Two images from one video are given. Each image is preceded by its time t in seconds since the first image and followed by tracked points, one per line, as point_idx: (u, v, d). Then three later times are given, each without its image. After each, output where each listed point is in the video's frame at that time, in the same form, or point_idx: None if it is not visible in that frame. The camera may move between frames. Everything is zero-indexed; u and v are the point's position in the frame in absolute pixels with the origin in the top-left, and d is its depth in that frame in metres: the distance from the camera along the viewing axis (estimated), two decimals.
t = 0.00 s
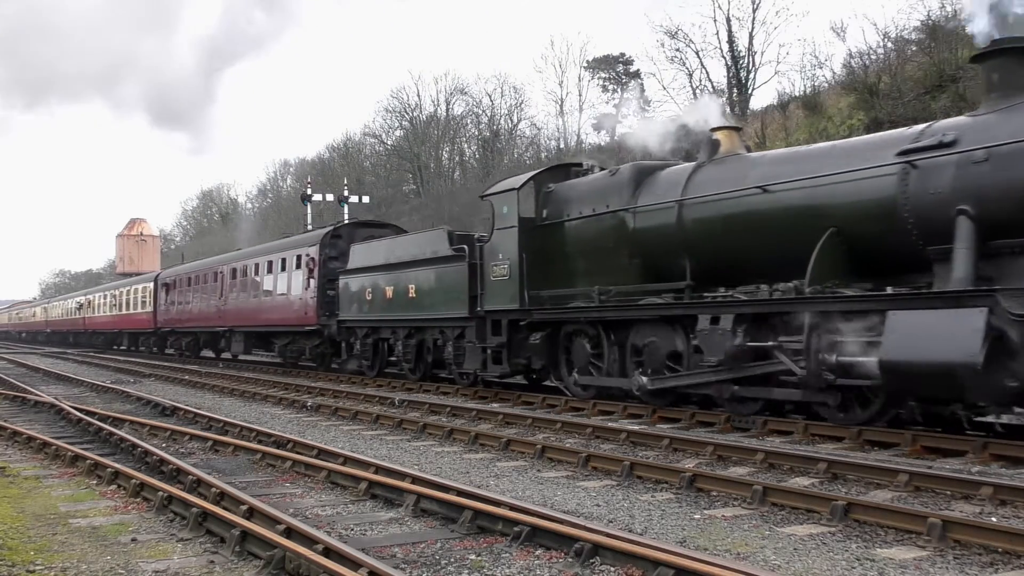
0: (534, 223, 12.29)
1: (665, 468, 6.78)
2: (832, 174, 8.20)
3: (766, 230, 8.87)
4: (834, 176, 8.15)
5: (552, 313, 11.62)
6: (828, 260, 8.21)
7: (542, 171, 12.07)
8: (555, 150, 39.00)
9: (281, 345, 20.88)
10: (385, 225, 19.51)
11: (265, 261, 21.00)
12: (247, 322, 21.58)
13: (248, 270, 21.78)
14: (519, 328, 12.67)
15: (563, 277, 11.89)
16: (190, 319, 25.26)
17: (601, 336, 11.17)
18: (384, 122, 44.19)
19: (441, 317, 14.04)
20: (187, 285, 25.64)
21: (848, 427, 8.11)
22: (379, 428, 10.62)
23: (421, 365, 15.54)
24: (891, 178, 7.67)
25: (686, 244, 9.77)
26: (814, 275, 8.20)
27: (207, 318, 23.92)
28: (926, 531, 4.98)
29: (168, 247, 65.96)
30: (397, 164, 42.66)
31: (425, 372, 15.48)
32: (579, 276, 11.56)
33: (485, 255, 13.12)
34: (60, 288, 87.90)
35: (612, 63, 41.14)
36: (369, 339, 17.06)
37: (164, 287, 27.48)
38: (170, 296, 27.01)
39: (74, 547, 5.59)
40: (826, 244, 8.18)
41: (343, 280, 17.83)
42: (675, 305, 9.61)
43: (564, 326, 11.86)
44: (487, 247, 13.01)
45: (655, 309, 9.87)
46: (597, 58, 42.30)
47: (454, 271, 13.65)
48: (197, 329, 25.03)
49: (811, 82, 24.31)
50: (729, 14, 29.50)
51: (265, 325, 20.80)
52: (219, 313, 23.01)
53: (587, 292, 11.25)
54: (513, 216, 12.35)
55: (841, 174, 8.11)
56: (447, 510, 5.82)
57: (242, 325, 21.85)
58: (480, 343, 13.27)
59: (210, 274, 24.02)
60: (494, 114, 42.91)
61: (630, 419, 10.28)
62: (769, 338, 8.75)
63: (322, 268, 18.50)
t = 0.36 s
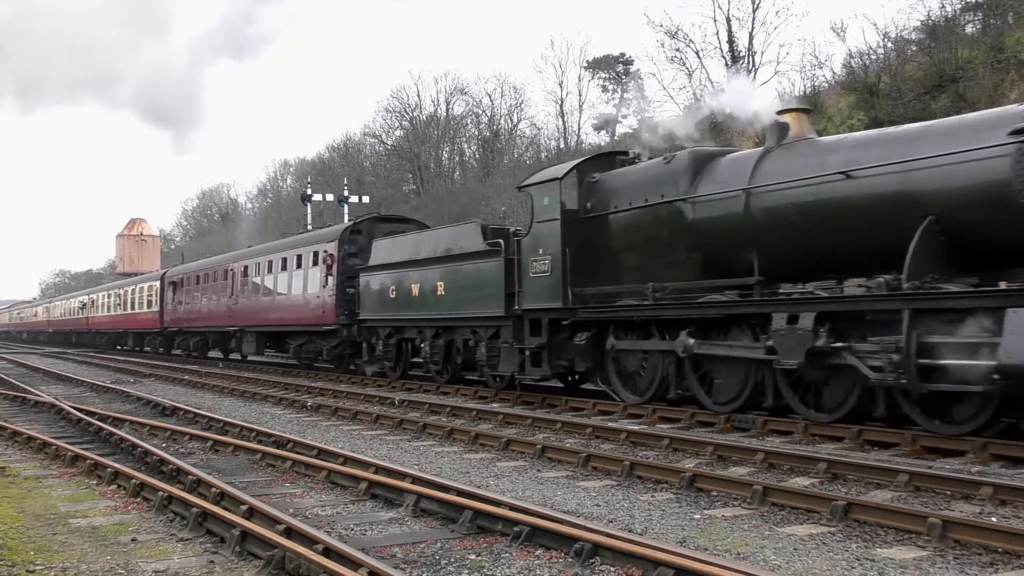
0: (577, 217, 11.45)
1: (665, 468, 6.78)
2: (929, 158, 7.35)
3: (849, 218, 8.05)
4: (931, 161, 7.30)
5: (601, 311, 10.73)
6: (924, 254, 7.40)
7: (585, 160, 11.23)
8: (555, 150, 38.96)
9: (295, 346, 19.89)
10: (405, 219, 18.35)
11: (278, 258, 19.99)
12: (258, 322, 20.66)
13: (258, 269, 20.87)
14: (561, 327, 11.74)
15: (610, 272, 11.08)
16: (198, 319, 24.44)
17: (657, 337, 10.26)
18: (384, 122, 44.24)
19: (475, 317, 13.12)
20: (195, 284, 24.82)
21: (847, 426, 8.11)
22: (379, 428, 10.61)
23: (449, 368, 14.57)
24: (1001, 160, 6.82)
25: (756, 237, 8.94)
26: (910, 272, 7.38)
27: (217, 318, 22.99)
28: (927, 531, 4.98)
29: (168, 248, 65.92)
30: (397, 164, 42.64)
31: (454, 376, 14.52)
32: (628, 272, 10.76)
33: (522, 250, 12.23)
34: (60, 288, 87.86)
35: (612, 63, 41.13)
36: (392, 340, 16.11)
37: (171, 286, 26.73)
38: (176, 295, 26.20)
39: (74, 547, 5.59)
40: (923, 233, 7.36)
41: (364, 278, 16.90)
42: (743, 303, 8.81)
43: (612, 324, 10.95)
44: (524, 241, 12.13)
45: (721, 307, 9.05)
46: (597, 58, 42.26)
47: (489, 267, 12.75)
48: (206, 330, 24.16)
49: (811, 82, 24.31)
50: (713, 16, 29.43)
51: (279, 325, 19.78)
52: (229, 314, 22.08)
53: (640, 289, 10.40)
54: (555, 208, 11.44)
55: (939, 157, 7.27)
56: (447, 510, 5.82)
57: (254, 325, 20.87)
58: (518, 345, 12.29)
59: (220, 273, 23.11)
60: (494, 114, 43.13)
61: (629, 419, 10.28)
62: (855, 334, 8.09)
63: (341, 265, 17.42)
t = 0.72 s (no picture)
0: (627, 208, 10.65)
1: (666, 468, 6.78)
2: None
3: (949, 205, 7.17)
4: None
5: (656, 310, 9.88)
6: None
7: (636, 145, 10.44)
8: (555, 150, 38.93)
9: (312, 347, 19.10)
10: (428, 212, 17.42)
11: (294, 255, 19.15)
12: (273, 323, 19.90)
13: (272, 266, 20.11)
14: (609, 326, 10.90)
15: (666, 268, 10.25)
16: (206, 318, 23.82)
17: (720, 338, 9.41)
18: (384, 122, 44.23)
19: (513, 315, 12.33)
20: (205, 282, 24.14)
21: (848, 427, 8.10)
22: (380, 428, 10.61)
23: (482, 371, 13.74)
24: None
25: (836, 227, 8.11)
26: None
27: (229, 318, 22.26)
28: (927, 531, 4.98)
29: (168, 248, 65.84)
30: (397, 164, 42.62)
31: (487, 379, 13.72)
32: (686, 268, 9.93)
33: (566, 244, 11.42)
34: (60, 288, 87.87)
35: (612, 62, 41.07)
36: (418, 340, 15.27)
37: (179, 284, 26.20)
38: (185, 295, 25.55)
39: (74, 547, 5.59)
40: None
41: (387, 274, 16.06)
42: (819, 299, 7.98)
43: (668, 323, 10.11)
44: (569, 235, 11.34)
45: (796, 304, 8.22)
46: (598, 58, 42.19)
47: (529, 262, 11.93)
48: (217, 330, 23.47)
49: (811, 82, 24.27)
50: (711, 16, 26.87)
51: (295, 325, 18.96)
52: (242, 313, 21.33)
53: (700, 285, 9.58)
54: (605, 197, 10.61)
55: None
56: (447, 510, 5.82)
57: (269, 325, 20.11)
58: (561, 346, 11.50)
59: (231, 271, 22.37)
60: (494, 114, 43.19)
61: (630, 418, 10.28)
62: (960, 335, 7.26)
63: (361, 262, 16.54)
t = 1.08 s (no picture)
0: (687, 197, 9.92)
1: (666, 468, 6.78)
2: None
3: None
4: None
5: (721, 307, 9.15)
6: None
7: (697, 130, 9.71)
8: (555, 150, 38.90)
9: (330, 346, 18.47)
10: (453, 205, 16.66)
11: (312, 251, 18.49)
12: (289, 322, 19.26)
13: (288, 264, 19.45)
14: (666, 326, 10.14)
15: (732, 262, 9.49)
16: (217, 318, 23.25)
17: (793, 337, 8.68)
18: (384, 122, 44.21)
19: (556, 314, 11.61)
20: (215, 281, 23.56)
21: (848, 427, 8.10)
22: (380, 428, 10.61)
23: (519, 372, 13.08)
24: None
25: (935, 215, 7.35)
26: None
27: (241, 317, 21.65)
28: (927, 531, 4.98)
29: (168, 248, 65.84)
30: (397, 164, 42.59)
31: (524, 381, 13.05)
32: (757, 261, 9.18)
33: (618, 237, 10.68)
34: (60, 288, 87.91)
35: (612, 62, 41.06)
36: (448, 341, 14.55)
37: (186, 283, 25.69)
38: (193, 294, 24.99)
39: (74, 547, 5.59)
40: None
41: (414, 272, 15.29)
42: (916, 296, 7.19)
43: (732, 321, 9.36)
44: (621, 227, 10.61)
45: (887, 301, 7.44)
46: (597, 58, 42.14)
47: (574, 257, 11.22)
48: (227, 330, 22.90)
49: (811, 82, 24.28)
50: (710, 15, 25.81)
51: (313, 324, 18.35)
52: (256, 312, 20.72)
53: (774, 280, 8.83)
54: (662, 186, 9.86)
55: None
56: (447, 510, 5.82)
57: (285, 324, 19.52)
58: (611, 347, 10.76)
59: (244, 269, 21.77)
60: (494, 114, 43.19)
61: (630, 419, 10.28)
62: None
63: (384, 258, 15.85)
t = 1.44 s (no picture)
0: (758, 184, 9.01)
1: (666, 468, 6.78)
2: None
3: None
4: None
5: (803, 305, 8.23)
6: None
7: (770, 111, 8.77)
8: (555, 150, 38.93)
9: (348, 347, 17.54)
10: (482, 198, 15.73)
11: (331, 247, 17.60)
12: (305, 322, 18.45)
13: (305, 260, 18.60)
14: (731, 325, 9.26)
15: (811, 256, 8.60)
16: (227, 316, 22.52)
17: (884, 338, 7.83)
18: (384, 122, 44.17)
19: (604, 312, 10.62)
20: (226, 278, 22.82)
21: (848, 426, 8.09)
22: (379, 428, 10.62)
23: (562, 375, 12.11)
24: None
25: None
26: None
27: (253, 316, 20.85)
28: (926, 531, 4.98)
29: (168, 248, 65.54)
30: (397, 164, 42.64)
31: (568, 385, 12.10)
32: (841, 254, 8.29)
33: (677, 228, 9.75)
34: (60, 288, 87.94)
35: (612, 62, 41.06)
36: (481, 342, 13.50)
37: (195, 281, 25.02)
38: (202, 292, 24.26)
39: (74, 547, 5.59)
40: None
41: (443, 268, 14.37)
42: None
43: (813, 320, 8.47)
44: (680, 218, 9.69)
45: (1007, 298, 6.58)
46: (597, 58, 42.21)
47: (628, 250, 10.21)
48: (239, 329, 22.12)
49: (811, 82, 24.30)
50: (711, 16, 29.39)
51: (332, 324, 17.44)
52: (269, 310, 19.91)
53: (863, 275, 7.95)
54: (733, 172, 8.94)
55: None
56: (447, 510, 5.82)
57: (301, 323, 18.67)
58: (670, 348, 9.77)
59: (256, 266, 20.98)
60: (494, 114, 43.27)
61: (630, 419, 10.28)
62: None
63: (410, 253, 14.96)
